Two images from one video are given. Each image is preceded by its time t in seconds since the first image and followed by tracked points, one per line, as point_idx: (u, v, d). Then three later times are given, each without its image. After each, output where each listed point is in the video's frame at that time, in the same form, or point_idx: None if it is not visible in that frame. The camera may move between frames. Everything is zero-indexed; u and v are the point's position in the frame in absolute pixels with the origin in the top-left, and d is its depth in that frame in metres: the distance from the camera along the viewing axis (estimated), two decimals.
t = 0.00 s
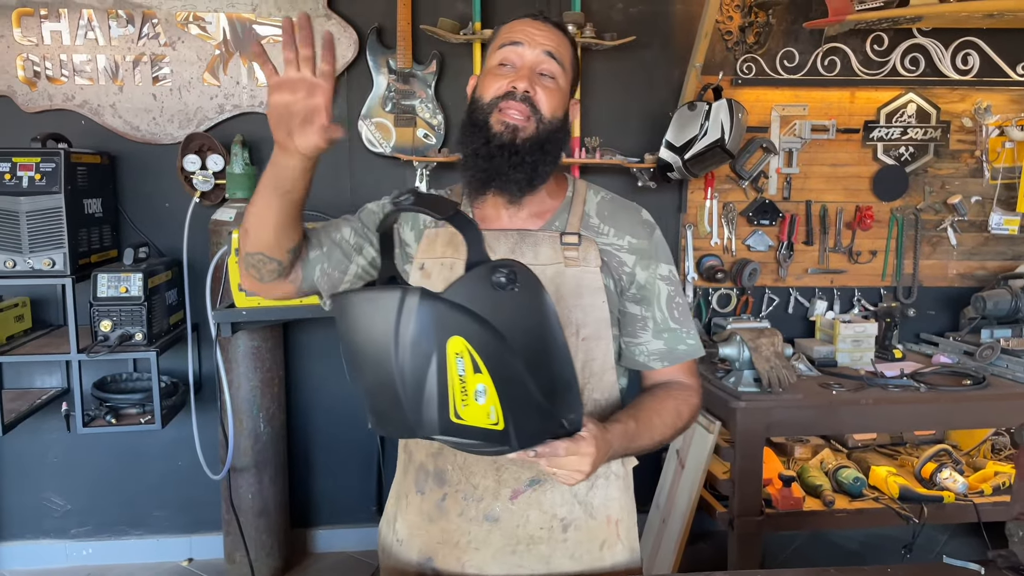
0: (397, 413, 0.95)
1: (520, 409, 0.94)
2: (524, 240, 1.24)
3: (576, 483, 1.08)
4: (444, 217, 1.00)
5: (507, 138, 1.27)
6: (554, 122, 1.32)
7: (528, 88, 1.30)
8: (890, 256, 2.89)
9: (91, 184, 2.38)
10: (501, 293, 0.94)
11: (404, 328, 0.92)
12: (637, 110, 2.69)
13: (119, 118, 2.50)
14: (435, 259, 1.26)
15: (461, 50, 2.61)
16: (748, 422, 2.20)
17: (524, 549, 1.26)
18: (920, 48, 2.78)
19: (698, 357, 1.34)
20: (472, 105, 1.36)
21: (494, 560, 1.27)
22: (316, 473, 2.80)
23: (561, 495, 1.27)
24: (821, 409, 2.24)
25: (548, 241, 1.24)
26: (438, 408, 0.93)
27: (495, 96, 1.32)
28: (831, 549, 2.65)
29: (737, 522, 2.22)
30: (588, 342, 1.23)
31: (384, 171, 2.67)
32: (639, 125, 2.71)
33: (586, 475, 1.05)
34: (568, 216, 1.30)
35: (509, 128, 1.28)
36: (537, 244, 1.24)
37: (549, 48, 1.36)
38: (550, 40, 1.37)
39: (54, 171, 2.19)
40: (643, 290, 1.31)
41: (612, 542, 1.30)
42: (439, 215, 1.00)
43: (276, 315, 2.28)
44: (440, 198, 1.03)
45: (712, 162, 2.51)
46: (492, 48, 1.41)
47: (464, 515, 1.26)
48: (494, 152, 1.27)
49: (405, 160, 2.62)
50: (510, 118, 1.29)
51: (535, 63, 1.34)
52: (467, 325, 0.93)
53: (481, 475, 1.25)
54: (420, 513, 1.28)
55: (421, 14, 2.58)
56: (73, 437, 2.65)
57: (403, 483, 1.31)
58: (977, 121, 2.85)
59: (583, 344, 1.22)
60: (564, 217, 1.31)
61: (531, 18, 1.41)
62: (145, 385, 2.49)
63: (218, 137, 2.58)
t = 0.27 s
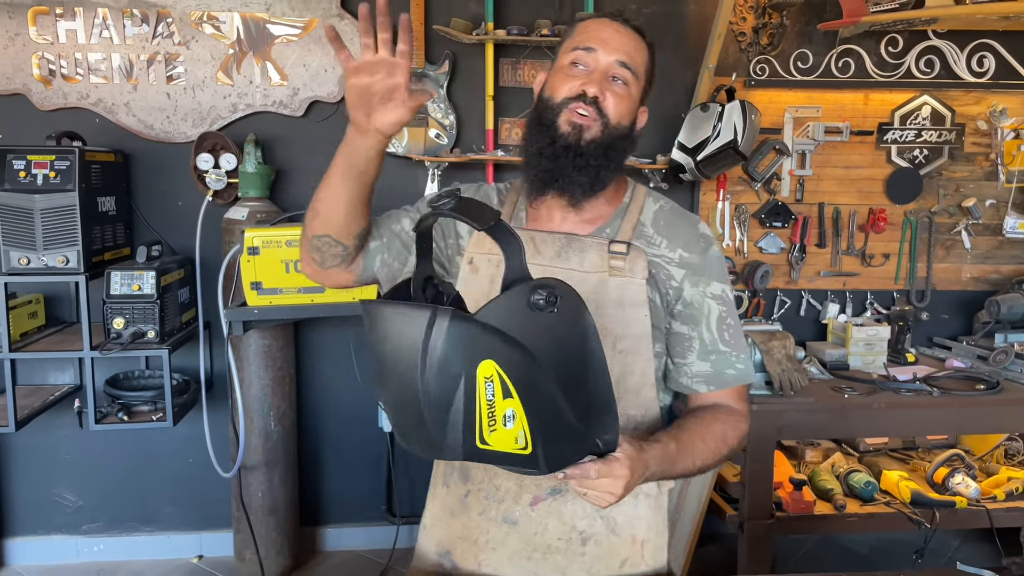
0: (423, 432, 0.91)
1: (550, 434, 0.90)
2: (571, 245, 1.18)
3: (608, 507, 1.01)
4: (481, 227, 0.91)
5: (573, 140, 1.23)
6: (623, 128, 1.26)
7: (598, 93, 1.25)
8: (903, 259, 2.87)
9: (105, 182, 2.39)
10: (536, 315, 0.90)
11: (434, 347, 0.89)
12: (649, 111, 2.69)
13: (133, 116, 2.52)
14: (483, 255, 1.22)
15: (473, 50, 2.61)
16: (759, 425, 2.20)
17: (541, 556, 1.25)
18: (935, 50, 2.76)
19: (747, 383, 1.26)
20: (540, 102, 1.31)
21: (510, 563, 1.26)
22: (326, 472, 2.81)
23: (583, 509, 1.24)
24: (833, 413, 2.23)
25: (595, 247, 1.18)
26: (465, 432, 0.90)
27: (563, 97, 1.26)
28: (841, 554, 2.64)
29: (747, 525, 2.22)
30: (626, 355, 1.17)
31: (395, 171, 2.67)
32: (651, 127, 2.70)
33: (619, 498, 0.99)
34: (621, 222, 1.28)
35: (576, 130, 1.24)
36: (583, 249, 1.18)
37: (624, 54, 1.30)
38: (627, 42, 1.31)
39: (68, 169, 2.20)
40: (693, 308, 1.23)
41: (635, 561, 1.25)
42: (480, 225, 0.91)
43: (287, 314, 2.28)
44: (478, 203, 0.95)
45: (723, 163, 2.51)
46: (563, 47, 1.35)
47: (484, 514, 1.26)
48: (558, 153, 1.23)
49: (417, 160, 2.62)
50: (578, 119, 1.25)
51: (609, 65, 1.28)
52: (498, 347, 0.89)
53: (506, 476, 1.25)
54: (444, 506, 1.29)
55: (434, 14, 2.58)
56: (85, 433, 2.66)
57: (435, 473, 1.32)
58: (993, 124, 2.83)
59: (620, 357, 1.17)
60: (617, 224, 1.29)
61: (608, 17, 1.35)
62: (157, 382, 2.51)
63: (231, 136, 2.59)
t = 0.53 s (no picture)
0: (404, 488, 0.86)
1: (536, 496, 0.83)
2: (631, 262, 1.15)
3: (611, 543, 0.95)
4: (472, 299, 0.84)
5: (631, 164, 1.22)
6: (691, 149, 1.23)
7: (666, 109, 1.21)
8: (913, 262, 2.86)
9: (117, 182, 2.40)
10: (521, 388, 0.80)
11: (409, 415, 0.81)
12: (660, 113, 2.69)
13: (144, 116, 2.53)
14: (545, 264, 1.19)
15: (484, 51, 2.61)
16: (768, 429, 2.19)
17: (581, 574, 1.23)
18: (947, 53, 2.75)
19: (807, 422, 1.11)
20: (610, 114, 1.29)
21: None
22: (335, 472, 2.81)
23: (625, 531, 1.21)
24: (842, 417, 2.23)
25: (655, 267, 1.14)
26: (441, 498, 0.83)
27: (631, 111, 1.23)
28: (850, 558, 2.63)
29: (755, 529, 2.21)
30: (679, 380, 1.12)
31: (406, 172, 2.67)
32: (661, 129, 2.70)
33: (620, 537, 0.93)
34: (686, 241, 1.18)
35: (636, 153, 1.23)
36: (642, 268, 1.14)
37: (701, 66, 1.23)
38: (708, 52, 1.24)
39: (81, 169, 2.21)
40: (750, 339, 1.12)
41: None
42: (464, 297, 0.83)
43: (298, 314, 2.29)
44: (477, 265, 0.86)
45: (734, 166, 2.51)
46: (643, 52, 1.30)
47: (530, 525, 1.25)
48: (613, 177, 1.23)
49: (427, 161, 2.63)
50: (641, 142, 1.24)
51: (682, 79, 1.23)
52: (474, 420, 0.80)
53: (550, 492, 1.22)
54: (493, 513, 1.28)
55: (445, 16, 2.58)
56: (95, 432, 2.67)
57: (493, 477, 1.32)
58: (1005, 127, 2.82)
59: (673, 382, 1.12)
60: (683, 242, 1.19)
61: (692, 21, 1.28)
62: (167, 381, 2.52)
63: (242, 137, 2.60)
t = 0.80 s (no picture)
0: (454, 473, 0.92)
1: (581, 476, 0.87)
2: (684, 270, 1.11)
3: (686, 556, 0.94)
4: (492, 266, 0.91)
5: (662, 154, 1.16)
6: (727, 145, 1.16)
7: (703, 102, 1.15)
8: (921, 262, 2.85)
9: (122, 181, 2.39)
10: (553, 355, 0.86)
11: (450, 391, 0.88)
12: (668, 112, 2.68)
13: (150, 114, 2.51)
14: (595, 262, 1.16)
15: (491, 49, 2.59)
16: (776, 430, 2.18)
17: None
18: (956, 51, 2.74)
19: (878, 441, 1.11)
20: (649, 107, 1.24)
21: None
22: (340, 472, 2.81)
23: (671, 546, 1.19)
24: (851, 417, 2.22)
25: (710, 277, 1.10)
26: (489, 477, 0.88)
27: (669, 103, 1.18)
28: (858, 558, 2.62)
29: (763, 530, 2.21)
30: (732, 399, 1.10)
31: (412, 172, 2.66)
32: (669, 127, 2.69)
33: (693, 547, 0.92)
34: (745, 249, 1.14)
35: (666, 143, 1.16)
36: (697, 277, 1.10)
37: (747, 60, 1.17)
38: (759, 45, 1.18)
39: (87, 167, 2.20)
40: (817, 356, 1.10)
41: None
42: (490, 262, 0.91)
43: (304, 314, 2.28)
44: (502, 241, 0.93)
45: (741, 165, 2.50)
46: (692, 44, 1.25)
47: (568, 530, 1.25)
48: (641, 168, 1.17)
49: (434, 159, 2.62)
50: (673, 132, 1.16)
51: (727, 71, 1.17)
52: (510, 391, 0.86)
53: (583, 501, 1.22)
54: (533, 517, 1.28)
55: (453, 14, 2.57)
56: (99, 431, 2.67)
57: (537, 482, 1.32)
58: (1013, 126, 2.80)
59: (725, 400, 1.10)
60: (741, 250, 1.15)
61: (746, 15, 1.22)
62: (173, 380, 2.51)
63: (248, 135, 2.59)
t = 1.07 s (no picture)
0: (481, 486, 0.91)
1: (609, 498, 0.86)
2: (715, 276, 1.11)
3: None
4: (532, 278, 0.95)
5: (729, 185, 1.11)
6: (800, 168, 1.11)
7: (777, 124, 1.09)
8: (920, 258, 2.86)
9: (123, 178, 2.37)
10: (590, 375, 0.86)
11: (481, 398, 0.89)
12: (668, 109, 2.68)
13: (149, 111, 2.50)
14: (621, 258, 1.17)
15: (492, 46, 2.58)
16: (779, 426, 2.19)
17: None
18: (955, 49, 2.73)
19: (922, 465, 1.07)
20: (707, 117, 1.17)
21: None
22: (340, 470, 2.80)
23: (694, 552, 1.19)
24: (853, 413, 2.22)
25: (742, 284, 1.09)
26: (514, 491, 0.87)
27: (736, 122, 1.11)
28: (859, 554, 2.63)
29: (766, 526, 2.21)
30: (761, 413, 1.09)
31: (413, 169, 2.66)
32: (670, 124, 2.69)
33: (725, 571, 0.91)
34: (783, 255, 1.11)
35: (734, 171, 1.11)
36: (729, 285, 1.10)
37: (820, 73, 1.11)
38: (830, 52, 1.12)
39: (87, 164, 2.18)
40: (858, 376, 1.06)
41: None
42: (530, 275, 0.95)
43: (306, 311, 2.27)
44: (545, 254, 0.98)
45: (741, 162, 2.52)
46: (752, 44, 1.17)
47: (582, 538, 1.25)
48: (705, 199, 1.13)
49: (434, 157, 2.62)
50: (742, 157, 1.11)
51: (796, 85, 1.11)
52: (542, 403, 0.86)
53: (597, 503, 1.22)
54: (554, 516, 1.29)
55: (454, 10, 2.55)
56: (99, 429, 2.65)
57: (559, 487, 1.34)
58: (1011, 123, 2.82)
59: (754, 414, 1.09)
60: (779, 256, 1.12)
61: (814, 9, 1.13)
62: (174, 378, 2.50)
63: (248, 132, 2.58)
